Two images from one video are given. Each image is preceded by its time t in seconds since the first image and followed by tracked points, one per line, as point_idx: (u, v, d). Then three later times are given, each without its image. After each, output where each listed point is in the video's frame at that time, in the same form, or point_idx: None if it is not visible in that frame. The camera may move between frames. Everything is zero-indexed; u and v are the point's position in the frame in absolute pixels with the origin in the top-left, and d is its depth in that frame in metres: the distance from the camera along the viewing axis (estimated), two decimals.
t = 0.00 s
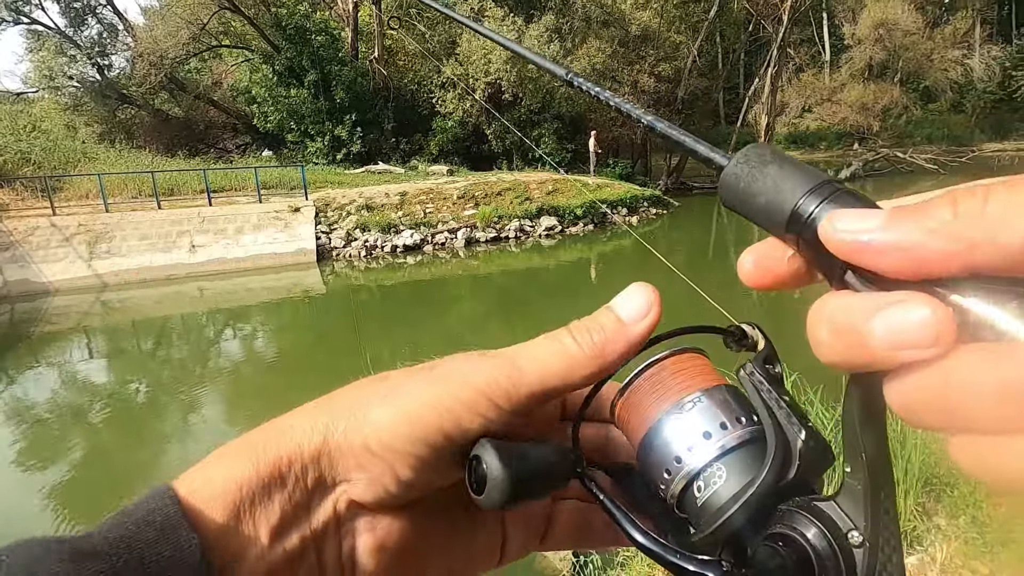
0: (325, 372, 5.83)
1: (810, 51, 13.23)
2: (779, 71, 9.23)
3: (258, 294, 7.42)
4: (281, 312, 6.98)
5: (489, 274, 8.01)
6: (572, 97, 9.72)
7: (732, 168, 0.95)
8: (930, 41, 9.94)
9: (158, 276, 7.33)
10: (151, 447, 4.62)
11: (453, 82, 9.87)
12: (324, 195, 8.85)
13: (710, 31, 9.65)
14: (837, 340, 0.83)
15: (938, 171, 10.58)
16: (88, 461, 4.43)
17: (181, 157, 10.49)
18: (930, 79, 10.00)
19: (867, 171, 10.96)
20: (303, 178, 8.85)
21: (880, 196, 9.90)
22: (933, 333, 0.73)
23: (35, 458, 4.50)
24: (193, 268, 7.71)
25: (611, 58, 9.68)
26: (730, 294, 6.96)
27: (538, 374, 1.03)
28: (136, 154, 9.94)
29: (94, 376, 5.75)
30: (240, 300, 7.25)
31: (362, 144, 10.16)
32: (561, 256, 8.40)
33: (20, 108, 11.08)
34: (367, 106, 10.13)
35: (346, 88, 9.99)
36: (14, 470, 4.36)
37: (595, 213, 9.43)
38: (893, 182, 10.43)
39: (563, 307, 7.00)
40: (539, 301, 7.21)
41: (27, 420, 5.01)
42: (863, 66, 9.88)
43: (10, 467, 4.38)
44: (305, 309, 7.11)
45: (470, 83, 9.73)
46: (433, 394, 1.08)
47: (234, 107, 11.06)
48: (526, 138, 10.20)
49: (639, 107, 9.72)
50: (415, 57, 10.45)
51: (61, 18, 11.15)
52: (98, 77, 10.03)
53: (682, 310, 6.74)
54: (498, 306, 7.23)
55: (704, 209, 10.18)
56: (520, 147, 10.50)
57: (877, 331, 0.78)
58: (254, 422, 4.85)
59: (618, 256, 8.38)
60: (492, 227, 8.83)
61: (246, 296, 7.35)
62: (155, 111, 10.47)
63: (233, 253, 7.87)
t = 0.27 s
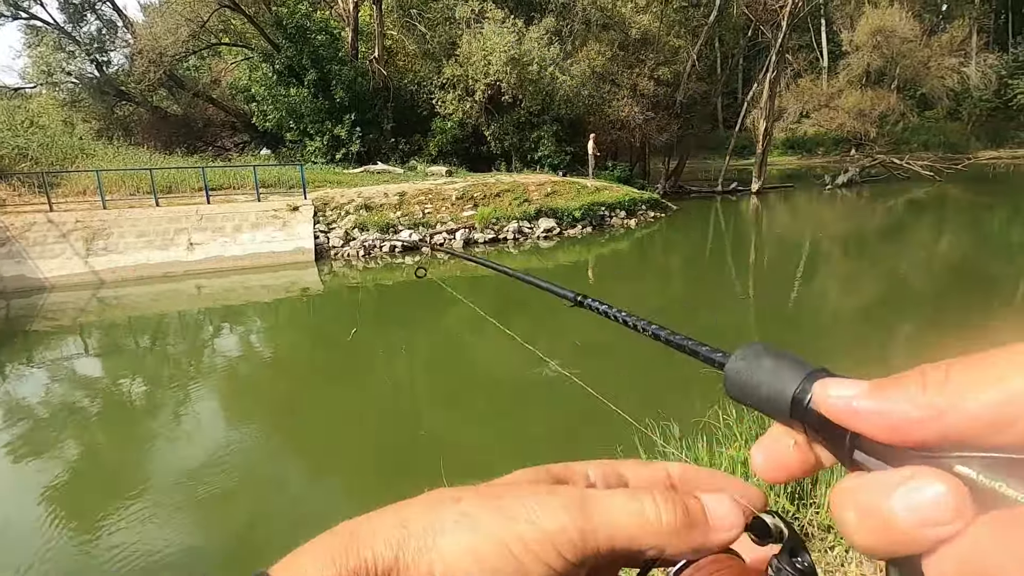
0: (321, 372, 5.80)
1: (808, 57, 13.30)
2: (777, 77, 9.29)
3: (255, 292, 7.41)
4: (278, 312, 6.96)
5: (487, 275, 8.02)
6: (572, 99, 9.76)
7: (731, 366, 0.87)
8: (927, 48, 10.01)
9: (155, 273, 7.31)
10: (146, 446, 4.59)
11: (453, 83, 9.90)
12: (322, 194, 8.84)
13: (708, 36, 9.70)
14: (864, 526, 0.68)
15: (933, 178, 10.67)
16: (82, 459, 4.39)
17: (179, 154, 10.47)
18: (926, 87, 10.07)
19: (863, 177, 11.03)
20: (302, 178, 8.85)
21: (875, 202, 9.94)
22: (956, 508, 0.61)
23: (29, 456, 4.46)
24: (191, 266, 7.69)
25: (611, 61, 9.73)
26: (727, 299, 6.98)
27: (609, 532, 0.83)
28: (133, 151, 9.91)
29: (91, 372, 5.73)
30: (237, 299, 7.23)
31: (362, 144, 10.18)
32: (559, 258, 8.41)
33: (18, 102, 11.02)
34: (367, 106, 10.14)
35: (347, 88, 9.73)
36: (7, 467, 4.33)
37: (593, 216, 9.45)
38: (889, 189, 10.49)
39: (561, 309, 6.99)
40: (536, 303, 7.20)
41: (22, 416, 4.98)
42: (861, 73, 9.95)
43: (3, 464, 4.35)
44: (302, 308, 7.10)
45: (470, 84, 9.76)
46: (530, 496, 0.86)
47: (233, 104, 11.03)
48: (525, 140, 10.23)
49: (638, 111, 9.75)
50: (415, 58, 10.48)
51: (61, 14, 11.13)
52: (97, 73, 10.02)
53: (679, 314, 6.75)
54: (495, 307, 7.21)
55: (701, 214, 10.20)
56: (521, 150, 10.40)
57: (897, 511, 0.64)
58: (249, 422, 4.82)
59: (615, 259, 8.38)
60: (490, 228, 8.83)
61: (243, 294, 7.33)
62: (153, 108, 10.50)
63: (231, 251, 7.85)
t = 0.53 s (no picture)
0: (318, 369, 5.78)
1: (808, 62, 13.34)
2: (777, 81, 9.31)
3: (254, 289, 7.40)
4: (275, 308, 6.94)
5: (484, 274, 8.00)
6: (572, 100, 9.77)
7: (765, 416, 0.85)
8: (926, 54, 10.05)
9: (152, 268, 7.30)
10: (140, 442, 4.57)
11: (454, 81, 9.89)
12: (321, 191, 8.83)
13: (709, 39, 9.72)
14: None
15: (931, 184, 10.68)
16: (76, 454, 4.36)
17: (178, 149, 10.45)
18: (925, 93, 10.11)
19: (862, 182, 11.05)
20: (301, 174, 8.83)
21: (873, 207, 9.97)
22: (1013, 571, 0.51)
23: (23, 450, 4.44)
24: (188, 261, 7.67)
25: (611, 63, 9.73)
26: (724, 302, 6.98)
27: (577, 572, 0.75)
28: (131, 145, 9.88)
29: (87, 366, 5.71)
30: (234, 295, 7.21)
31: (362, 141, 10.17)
32: (557, 259, 8.40)
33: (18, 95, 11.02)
34: (367, 103, 10.13)
35: (346, 85, 9.80)
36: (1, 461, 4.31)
37: (592, 217, 9.46)
38: (887, 194, 10.52)
39: (560, 309, 6.99)
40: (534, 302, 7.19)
41: (17, 410, 4.96)
42: (860, 78, 9.98)
43: None
44: (300, 305, 7.08)
45: (471, 83, 9.76)
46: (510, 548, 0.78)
47: (233, 100, 11.02)
48: (525, 140, 10.23)
49: (638, 112, 9.76)
50: (416, 56, 10.48)
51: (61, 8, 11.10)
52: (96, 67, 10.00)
53: (676, 315, 6.75)
54: (493, 306, 7.20)
55: (700, 217, 10.21)
56: (521, 150, 10.39)
57: None
58: (244, 419, 4.80)
59: (614, 261, 8.38)
60: (489, 227, 8.83)
61: (241, 290, 7.31)
62: (152, 102, 10.52)
63: (229, 247, 7.84)
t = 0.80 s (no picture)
0: (323, 370, 5.79)
1: (816, 68, 13.33)
2: (785, 88, 9.30)
3: (260, 290, 7.45)
4: (280, 309, 6.96)
5: (489, 277, 8.00)
6: (578, 105, 9.80)
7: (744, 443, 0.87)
8: (935, 63, 10.04)
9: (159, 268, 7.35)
10: (146, 440, 4.58)
11: (461, 85, 9.94)
12: (328, 193, 8.87)
13: (716, 45, 9.74)
14: None
15: (937, 192, 10.68)
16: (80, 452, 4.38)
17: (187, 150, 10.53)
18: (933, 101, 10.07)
19: (868, 189, 11.03)
20: (308, 176, 8.87)
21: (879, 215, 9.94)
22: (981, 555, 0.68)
23: (29, 447, 4.46)
24: (195, 261, 7.73)
25: (618, 68, 9.75)
26: (729, 308, 6.96)
27: None
28: (140, 146, 9.95)
29: (93, 365, 5.75)
30: (240, 296, 7.25)
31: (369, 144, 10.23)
32: (562, 263, 8.41)
33: (29, 94, 11.14)
34: (375, 106, 10.18)
35: (354, 88, 9.84)
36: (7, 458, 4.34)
37: (597, 221, 9.46)
38: (894, 202, 10.49)
39: (564, 313, 6.98)
40: (538, 306, 7.19)
41: (23, 407, 5.00)
42: (868, 86, 9.96)
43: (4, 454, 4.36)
44: (305, 306, 7.11)
45: (478, 87, 9.81)
46: None
47: (241, 101, 11.10)
48: (531, 144, 10.25)
49: (644, 118, 9.78)
50: (424, 60, 10.54)
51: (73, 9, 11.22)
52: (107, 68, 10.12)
53: (681, 321, 6.73)
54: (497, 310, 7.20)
55: (705, 222, 10.20)
56: (527, 154, 10.42)
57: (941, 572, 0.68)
58: (247, 420, 4.81)
59: (619, 266, 8.37)
60: (495, 231, 8.87)
61: (247, 291, 7.36)
62: (161, 103, 10.63)
63: (236, 248, 7.89)
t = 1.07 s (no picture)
0: (322, 370, 5.79)
1: (821, 75, 13.32)
2: (789, 94, 9.30)
3: (262, 289, 7.47)
4: (281, 309, 6.98)
5: (491, 279, 8.01)
6: (582, 109, 9.81)
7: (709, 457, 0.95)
8: (940, 70, 10.03)
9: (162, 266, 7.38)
10: (144, 439, 4.59)
11: (465, 87, 9.96)
12: (330, 193, 8.89)
13: (720, 50, 9.76)
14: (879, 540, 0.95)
15: (941, 200, 10.65)
16: (81, 449, 4.40)
17: (191, 149, 10.57)
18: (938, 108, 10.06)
19: (871, 196, 11.02)
20: (311, 176, 8.90)
21: (883, 222, 9.91)
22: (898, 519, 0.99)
23: (31, 443, 4.49)
24: (197, 260, 7.76)
25: (622, 72, 9.76)
26: (730, 314, 6.96)
27: None
28: (145, 144, 9.98)
29: (94, 362, 5.77)
30: (243, 295, 7.28)
31: (372, 145, 10.26)
32: (563, 266, 8.41)
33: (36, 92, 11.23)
34: (378, 108, 10.20)
35: (359, 89, 9.84)
36: (8, 454, 4.36)
37: (599, 225, 9.47)
38: (898, 209, 10.46)
39: (565, 317, 6.99)
40: (539, 309, 7.19)
41: (25, 403, 5.02)
42: (873, 93, 9.96)
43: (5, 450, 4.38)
44: (306, 306, 7.12)
45: (481, 89, 9.82)
46: None
47: (245, 101, 11.13)
48: (534, 148, 10.25)
49: (648, 122, 9.77)
50: (428, 63, 10.57)
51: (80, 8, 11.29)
52: (113, 67, 10.19)
53: (682, 326, 6.73)
54: (498, 311, 7.19)
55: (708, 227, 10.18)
56: (530, 157, 10.45)
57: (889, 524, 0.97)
58: (247, 421, 4.81)
59: (621, 270, 8.37)
60: (497, 233, 8.89)
61: (249, 291, 7.39)
62: (166, 102, 10.71)
63: (238, 247, 7.92)
